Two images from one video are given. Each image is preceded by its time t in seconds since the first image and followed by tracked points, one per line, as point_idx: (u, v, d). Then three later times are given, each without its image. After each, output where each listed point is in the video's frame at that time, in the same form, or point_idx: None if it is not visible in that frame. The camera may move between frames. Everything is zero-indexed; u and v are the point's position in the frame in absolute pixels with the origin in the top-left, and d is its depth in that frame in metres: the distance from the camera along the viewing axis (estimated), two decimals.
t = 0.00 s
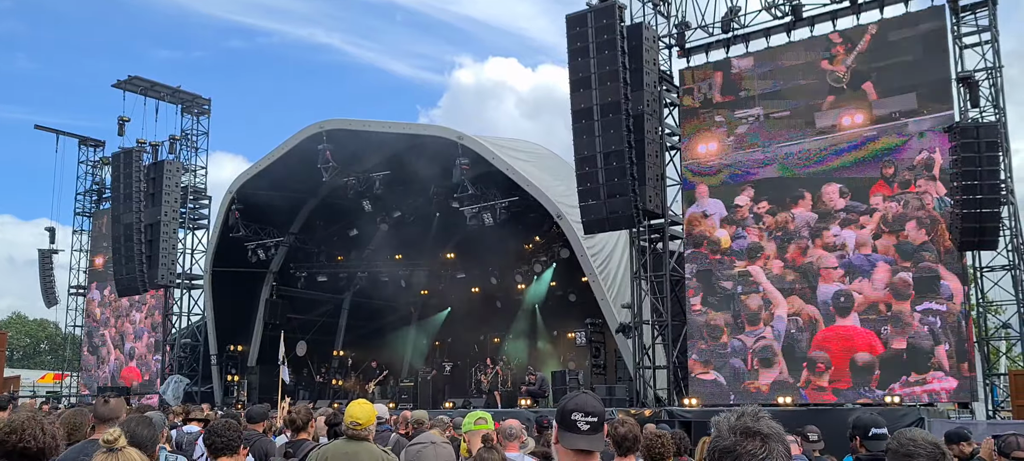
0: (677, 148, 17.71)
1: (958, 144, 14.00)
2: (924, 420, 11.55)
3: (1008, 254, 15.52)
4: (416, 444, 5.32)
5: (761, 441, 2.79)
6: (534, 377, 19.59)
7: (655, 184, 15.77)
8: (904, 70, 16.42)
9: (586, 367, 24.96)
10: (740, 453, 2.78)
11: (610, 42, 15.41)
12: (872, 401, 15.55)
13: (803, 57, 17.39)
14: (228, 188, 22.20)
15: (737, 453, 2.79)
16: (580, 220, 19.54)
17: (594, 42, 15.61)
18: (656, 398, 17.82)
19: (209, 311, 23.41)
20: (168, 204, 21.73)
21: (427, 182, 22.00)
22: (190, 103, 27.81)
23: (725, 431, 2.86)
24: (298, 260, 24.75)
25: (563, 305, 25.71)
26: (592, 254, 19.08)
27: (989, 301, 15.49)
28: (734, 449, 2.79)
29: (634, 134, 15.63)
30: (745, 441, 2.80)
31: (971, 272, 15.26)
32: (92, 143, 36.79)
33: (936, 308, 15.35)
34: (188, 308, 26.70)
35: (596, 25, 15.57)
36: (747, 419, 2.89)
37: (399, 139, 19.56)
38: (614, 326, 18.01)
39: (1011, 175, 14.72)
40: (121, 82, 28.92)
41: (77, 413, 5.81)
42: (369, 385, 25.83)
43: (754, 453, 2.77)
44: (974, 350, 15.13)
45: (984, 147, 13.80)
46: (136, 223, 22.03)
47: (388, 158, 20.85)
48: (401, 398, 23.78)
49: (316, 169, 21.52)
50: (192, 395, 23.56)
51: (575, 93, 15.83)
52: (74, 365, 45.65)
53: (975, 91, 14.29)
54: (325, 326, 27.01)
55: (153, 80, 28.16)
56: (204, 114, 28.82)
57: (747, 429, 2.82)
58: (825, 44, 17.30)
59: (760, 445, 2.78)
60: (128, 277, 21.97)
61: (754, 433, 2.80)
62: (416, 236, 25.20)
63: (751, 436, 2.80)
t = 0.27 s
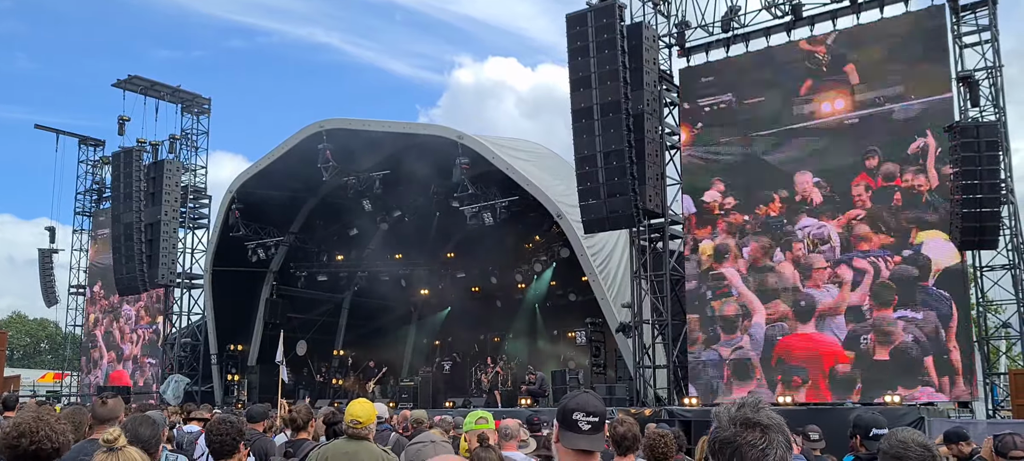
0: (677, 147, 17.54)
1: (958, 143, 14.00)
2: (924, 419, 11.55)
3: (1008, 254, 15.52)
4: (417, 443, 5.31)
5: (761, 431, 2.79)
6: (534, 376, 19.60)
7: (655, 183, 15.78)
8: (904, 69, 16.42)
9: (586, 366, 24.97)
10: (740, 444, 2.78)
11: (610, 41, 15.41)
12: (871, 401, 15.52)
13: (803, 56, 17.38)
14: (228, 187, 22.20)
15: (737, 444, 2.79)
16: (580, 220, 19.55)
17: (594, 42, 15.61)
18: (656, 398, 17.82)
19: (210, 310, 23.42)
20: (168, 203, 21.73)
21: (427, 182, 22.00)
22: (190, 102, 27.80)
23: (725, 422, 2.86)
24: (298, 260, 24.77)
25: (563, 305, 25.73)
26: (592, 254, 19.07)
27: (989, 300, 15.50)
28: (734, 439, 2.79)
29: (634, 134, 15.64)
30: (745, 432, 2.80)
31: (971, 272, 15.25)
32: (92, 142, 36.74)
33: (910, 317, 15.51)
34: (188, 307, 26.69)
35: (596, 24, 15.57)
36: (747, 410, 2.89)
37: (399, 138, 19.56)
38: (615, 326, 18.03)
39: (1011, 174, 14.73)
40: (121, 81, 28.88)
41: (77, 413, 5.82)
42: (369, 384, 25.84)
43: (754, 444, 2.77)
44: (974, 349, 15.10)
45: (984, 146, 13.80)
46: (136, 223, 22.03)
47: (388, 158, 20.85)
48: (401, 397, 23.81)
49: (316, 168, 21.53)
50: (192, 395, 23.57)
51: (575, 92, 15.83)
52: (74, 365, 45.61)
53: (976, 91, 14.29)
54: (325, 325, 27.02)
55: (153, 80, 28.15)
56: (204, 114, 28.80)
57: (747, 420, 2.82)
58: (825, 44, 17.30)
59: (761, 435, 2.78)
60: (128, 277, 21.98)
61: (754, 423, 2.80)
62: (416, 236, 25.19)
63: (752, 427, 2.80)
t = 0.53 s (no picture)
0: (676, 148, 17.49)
1: (957, 143, 14.00)
2: (924, 419, 11.55)
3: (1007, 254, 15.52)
4: (419, 442, 5.27)
5: (767, 440, 2.79)
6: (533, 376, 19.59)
7: (655, 183, 15.78)
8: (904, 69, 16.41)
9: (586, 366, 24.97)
10: (746, 452, 2.78)
11: (609, 41, 15.41)
12: (871, 401, 15.19)
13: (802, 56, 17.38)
14: (228, 187, 22.20)
15: (744, 451, 2.79)
16: (579, 219, 19.55)
17: (593, 41, 15.61)
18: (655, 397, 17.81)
19: (209, 310, 23.41)
20: (167, 203, 21.71)
21: (427, 181, 21.98)
22: (189, 102, 27.78)
23: (732, 429, 2.86)
24: (298, 259, 24.78)
25: (562, 305, 25.73)
26: (591, 254, 19.06)
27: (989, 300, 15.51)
28: (741, 447, 2.79)
29: (633, 133, 15.63)
30: (751, 440, 2.80)
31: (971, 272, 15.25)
32: (91, 142, 36.70)
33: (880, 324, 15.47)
34: (187, 307, 26.67)
35: (596, 24, 15.56)
36: (754, 418, 2.90)
37: (398, 138, 19.54)
38: (614, 325, 18.03)
39: (1010, 174, 14.74)
40: (120, 81, 28.88)
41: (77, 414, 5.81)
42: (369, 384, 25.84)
43: (760, 452, 2.78)
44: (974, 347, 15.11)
45: (984, 146, 13.80)
46: (136, 222, 22.02)
47: (387, 157, 20.85)
48: (400, 397, 23.81)
49: (315, 168, 21.52)
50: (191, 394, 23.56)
51: (575, 92, 15.83)
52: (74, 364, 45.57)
53: (975, 90, 14.30)
54: (325, 325, 27.01)
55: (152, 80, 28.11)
56: (203, 114, 28.78)
57: (753, 428, 2.83)
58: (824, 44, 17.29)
59: (768, 443, 2.78)
60: (128, 277, 21.97)
61: (761, 431, 2.81)
62: (415, 236, 25.17)
63: (758, 435, 2.80)
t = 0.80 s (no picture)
0: (677, 146, 17.51)
1: (957, 142, 13.99)
2: (923, 418, 11.56)
3: (1006, 253, 15.52)
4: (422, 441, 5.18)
5: (770, 447, 2.79)
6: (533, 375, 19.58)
7: (654, 182, 15.79)
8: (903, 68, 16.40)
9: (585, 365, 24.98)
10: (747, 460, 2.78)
11: (609, 40, 15.41)
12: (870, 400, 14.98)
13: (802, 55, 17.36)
14: (227, 186, 22.19)
15: (745, 458, 2.79)
16: (578, 218, 19.55)
17: (593, 41, 15.60)
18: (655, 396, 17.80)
19: (209, 309, 23.41)
20: (167, 202, 21.70)
21: (426, 180, 21.95)
22: (188, 101, 27.76)
23: (734, 437, 2.87)
24: (297, 258, 24.78)
25: (562, 303, 25.75)
26: (590, 253, 19.05)
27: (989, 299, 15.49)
28: (744, 455, 2.79)
29: (633, 133, 15.63)
30: (753, 447, 2.80)
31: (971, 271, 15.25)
32: (91, 141, 36.63)
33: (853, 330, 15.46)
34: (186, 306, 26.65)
35: (596, 23, 15.56)
36: (757, 425, 2.90)
37: (397, 136, 19.53)
38: (614, 325, 18.02)
39: (1010, 173, 14.75)
40: (119, 80, 28.85)
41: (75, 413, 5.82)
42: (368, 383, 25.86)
43: (762, 458, 2.78)
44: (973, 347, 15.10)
45: (983, 145, 13.80)
46: (135, 221, 22.00)
47: (387, 156, 20.83)
48: (400, 396, 23.82)
49: (314, 167, 21.51)
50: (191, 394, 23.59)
51: (574, 91, 15.82)
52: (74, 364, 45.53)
53: (974, 90, 14.30)
54: (324, 324, 27.01)
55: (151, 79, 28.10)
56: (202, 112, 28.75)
57: (756, 435, 2.83)
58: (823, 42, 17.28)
59: (770, 451, 2.78)
60: (127, 276, 21.96)
61: (763, 439, 2.81)
62: (415, 235, 25.13)
63: (760, 442, 2.80)
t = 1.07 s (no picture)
0: (677, 146, 17.50)
1: (957, 142, 13.98)
2: (923, 418, 11.55)
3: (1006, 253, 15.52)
4: (425, 441, 5.08)
5: (771, 447, 2.78)
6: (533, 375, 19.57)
7: (654, 182, 15.79)
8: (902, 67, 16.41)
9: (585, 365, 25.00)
10: None
11: (609, 40, 15.41)
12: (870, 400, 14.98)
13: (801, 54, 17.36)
14: (227, 185, 22.17)
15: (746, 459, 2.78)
16: (578, 218, 19.54)
17: (592, 40, 15.59)
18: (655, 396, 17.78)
19: (208, 308, 23.41)
20: (166, 202, 21.69)
21: (426, 180, 21.92)
22: (187, 100, 27.74)
23: (734, 439, 2.86)
24: (297, 258, 24.78)
25: (561, 303, 25.77)
26: (590, 252, 19.03)
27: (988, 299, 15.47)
28: (744, 455, 2.78)
29: (633, 132, 15.63)
30: (754, 449, 2.79)
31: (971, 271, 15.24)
32: (90, 141, 36.60)
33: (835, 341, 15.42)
34: (186, 306, 26.61)
35: (595, 23, 15.56)
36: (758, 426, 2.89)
37: (397, 136, 19.52)
38: (614, 325, 18.00)
39: (1010, 173, 14.76)
40: (119, 80, 28.83)
41: (72, 413, 5.82)
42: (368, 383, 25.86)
43: (762, 459, 2.77)
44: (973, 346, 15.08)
45: (983, 145, 13.79)
46: (135, 221, 21.98)
47: (387, 156, 20.83)
48: (399, 396, 23.81)
49: (314, 166, 21.50)
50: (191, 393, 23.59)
51: (574, 91, 15.81)
52: (73, 364, 45.50)
53: (974, 89, 14.31)
54: (324, 324, 27.00)
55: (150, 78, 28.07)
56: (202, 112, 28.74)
57: (757, 436, 2.83)
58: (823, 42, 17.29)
59: (771, 452, 2.77)
60: (127, 275, 21.95)
61: (764, 440, 2.80)
62: (414, 234, 25.10)
63: (761, 444, 2.79)
